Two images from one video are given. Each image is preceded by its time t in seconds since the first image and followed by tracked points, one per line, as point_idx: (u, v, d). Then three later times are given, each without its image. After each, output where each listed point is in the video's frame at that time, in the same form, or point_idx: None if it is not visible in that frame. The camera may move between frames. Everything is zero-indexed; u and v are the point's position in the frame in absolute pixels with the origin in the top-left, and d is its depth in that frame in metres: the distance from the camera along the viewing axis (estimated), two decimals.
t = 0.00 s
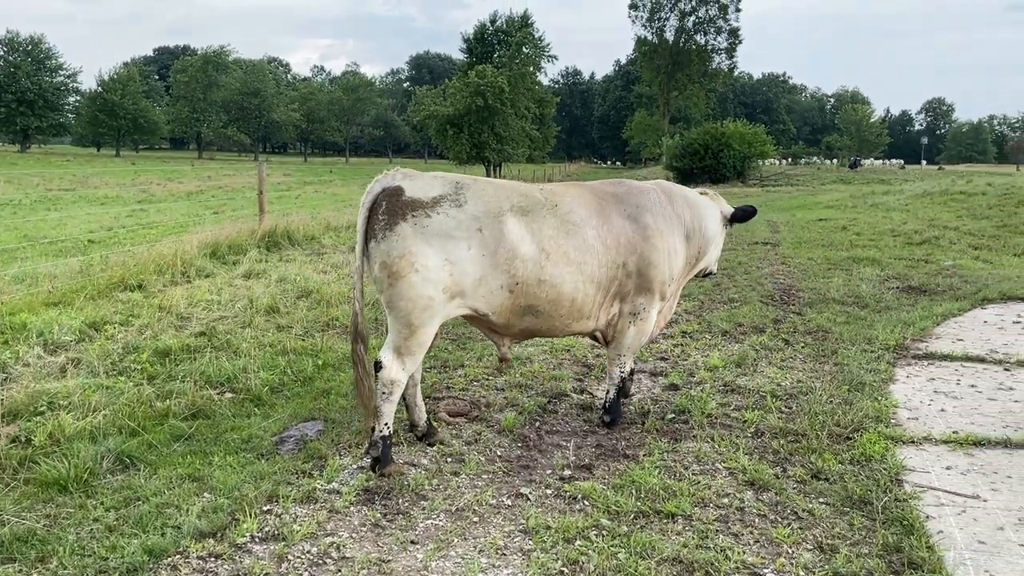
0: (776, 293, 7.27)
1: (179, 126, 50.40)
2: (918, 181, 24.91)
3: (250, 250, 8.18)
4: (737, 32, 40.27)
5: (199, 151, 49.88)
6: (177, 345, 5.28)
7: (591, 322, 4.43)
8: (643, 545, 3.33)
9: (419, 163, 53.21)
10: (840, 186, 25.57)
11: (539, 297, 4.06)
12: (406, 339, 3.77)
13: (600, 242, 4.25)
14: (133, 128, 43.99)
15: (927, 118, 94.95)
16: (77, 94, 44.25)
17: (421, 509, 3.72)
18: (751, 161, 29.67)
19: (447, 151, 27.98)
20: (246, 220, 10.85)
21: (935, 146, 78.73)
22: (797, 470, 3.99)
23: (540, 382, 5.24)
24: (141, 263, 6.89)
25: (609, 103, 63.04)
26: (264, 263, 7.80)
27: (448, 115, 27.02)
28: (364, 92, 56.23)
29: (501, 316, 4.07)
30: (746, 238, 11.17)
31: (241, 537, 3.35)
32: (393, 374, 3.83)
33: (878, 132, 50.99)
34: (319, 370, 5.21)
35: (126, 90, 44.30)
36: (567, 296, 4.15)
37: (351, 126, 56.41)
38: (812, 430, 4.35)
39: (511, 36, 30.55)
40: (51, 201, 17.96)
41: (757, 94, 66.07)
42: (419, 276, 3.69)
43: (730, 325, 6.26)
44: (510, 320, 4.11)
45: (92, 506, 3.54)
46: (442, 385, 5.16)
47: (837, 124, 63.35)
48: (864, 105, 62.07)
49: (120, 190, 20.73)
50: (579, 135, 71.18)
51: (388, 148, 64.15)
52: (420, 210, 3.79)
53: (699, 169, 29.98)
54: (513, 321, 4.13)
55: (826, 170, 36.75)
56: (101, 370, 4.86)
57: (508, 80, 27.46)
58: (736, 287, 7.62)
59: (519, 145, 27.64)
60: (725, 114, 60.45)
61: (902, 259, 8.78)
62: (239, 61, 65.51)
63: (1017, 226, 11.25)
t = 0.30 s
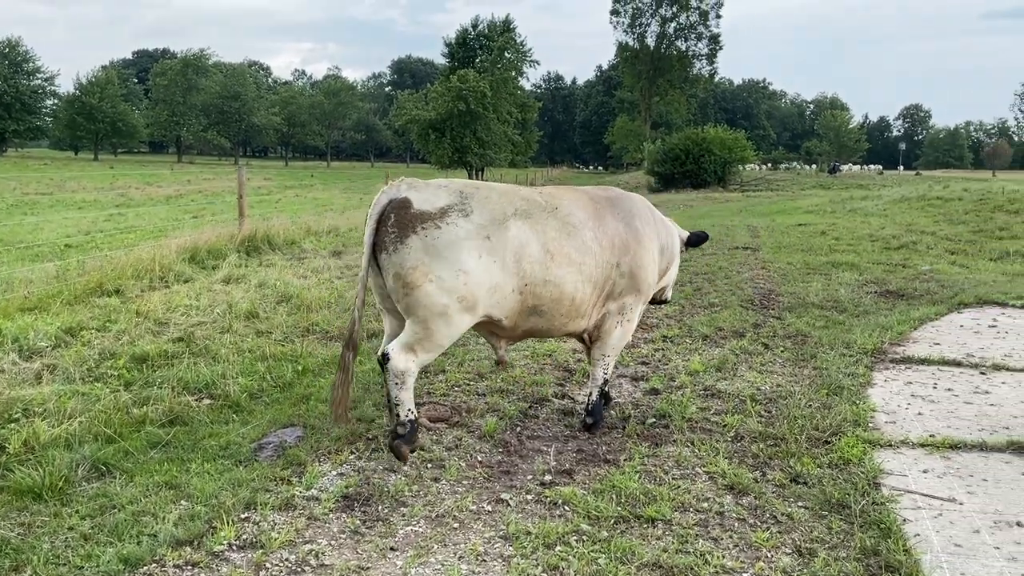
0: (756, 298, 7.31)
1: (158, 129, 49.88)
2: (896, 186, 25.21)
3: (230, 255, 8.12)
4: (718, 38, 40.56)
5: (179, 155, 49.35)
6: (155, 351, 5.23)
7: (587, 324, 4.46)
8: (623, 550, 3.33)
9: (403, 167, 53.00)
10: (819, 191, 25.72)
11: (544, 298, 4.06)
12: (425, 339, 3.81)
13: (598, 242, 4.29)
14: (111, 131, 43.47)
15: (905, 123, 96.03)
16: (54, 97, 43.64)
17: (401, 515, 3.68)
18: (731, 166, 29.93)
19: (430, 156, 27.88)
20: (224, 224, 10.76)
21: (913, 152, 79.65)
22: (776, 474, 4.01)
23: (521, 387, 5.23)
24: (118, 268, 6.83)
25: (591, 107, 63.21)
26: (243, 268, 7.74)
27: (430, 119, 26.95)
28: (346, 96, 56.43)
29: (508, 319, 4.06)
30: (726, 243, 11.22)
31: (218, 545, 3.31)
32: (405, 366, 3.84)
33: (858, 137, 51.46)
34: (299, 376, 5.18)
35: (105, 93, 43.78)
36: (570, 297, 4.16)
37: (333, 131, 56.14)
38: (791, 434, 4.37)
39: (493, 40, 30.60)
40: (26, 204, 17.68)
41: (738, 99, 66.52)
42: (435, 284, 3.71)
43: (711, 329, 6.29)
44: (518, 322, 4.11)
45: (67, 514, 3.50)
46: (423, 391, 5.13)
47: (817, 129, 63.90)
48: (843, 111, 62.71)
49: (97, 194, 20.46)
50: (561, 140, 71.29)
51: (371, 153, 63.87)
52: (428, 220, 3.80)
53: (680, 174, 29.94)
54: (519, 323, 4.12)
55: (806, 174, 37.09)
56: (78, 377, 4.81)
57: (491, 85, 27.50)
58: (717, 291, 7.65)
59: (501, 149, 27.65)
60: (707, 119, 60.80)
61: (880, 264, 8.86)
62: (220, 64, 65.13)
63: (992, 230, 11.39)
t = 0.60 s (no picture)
0: (738, 302, 7.34)
1: (138, 133, 49.35)
2: (876, 191, 25.44)
3: (211, 259, 8.07)
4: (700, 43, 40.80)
5: (160, 158, 48.83)
6: (134, 357, 5.19)
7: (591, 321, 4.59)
8: (605, 555, 3.32)
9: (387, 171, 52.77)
10: (800, 195, 25.92)
11: (566, 300, 4.18)
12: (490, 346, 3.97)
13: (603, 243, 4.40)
14: (91, 135, 42.96)
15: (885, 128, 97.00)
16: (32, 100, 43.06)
17: (383, 521, 3.65)
18: (713, 171, 30.06)
19: (413, 159, 27.78)
20: (204, 228, 10.69)
21: (894, 157, 80.39)
22: (758, 478, 4.02)
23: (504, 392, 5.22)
24: (97, 272, 6.76)
25: (575, 112, 63.39)
26: (224, 272, 7.69)
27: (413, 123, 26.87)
28: (328, 99, 57.26)
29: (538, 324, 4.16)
30: (707, 248, 11.25)
31: (197, 552, 3.27)
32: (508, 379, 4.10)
33: (839, 142, 51.88)
34: (281, 381, 5.14)
35: (84, 96, 43.27)
36: (585, 297, 4.28)
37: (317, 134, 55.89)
38: (772, 438, 4.39)
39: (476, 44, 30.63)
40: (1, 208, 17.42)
41: (720, 104, 66.85)
42: (486, 301, 3.79)
43: (693, 333, 6.31)
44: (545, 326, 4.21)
45: (44, 522, 3.45)
46: (405, 396, 5.10)
47: (798, 134, 64.37)
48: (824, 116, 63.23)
49: (75, 198, 20.21)
50: (544, 144, 71.42)
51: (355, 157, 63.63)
52: (468, 240, 3.77)
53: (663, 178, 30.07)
54: (546, 327, 4.23)
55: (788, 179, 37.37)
56: (55, 383, 4.75)
57: (474, 89, 27.57)
58: (699, 295, 7.68)
59: (484, 153, 27.67)
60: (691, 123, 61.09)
61: (861, 268, 8.92)
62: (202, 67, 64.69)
63: (970, 235, 11.51)
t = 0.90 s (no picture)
0: (723, 305, 7.37)
1: (122, 135, 48.91)
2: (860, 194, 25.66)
3: (195, 262, 8.02)
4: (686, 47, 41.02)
5: (144, 161, 48.41)
6: (117, 361, 5.15)
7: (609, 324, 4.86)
8: (592, 558, 3.32)
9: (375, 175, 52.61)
10: (786, 199, 26.06)
11: (596, 304, 4.44)
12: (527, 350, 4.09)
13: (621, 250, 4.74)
14: (74, 137, 42.51)
15: (869, 132, 97.70)
16: (13, 102, 42.56)
17: (368, 525, 3.63)
18: (700, 174, 30.20)
19: (399, 163, 27.71)
20: (187, 232, 10.61)
21: (878, 161, 81.03)
22: (743, 480, 4.03)
23: (491, 396, 5.21)
24: (80, 276, 6.70)
25: (562, 115, 63.52)
26: (209, 275, 7.65)
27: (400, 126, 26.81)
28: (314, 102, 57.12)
29: (571, 325, 4.39)
30: (693, 250, 11.30)
31: (181, 558, 3.25)
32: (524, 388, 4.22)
33: (823, 146, 52.25)
34: (265, 385, 5.12)
35: (67, 98, 42.83)
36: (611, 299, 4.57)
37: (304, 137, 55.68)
38: (757, 441, 4.40)
39: (463, 47, 30.65)
40: None
41: (706, 108, 67.17)
42: (532, 304, 3.99)
43: (679, 336, 6.33)
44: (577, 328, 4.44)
45: (25, 528, 3.42)
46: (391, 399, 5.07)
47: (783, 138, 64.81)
48: (809, 120, 63.70)
49: (57, 201, 19.99)
50: (531, 147, 71.51)
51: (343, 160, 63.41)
52: (522, 243, 4.00)
53: (650, 182, 30.18)
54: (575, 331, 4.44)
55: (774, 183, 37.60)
56: (37, 388, 4.70)
57: (460, 92, 27.59)
58: (685, 298, 7.70)
59: (471, 156, 27.68)
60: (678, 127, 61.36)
61: (845, 271, 8.98)
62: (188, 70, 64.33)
63: (952, 238, 11.61)
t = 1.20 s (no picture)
0: (713, 307, 7.39)
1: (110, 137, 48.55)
2: (849, 197, 25.80)
3: (184, 265, 7.99)
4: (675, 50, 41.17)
5: (132, 163, 48.06)
6: (105, 364, 5.12)
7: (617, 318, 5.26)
8: (581, 561, 3.32)
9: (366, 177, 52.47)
10: (775, 201, 26.17)
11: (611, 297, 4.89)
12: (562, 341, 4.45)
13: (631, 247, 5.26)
14: (62, 139, 42.17)
15: (857, 135, 98.24)
16: None
17: (358, 529, 3.62)
18: (689, 177, 30.30)
19: (389, 165, 27.63)
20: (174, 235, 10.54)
21: (866, 164, 81.52)
22: (732, 482, 4.04)
23: (482, 398, 5.21)
24: (67, 279, 6.66)
25: (552, 118, 63.61)
26: (197, 278, 7.62)
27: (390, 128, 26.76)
28: (303, 104, 56.87)
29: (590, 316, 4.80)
30: (682, 253, 11.32)
31: (169, 562, 3.23)
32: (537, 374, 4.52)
33: (812, 149, 52.54)
34: (254, 388, 5.09)
35: (54, 100, 42.47)
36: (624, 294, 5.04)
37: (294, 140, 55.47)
38: (747, 443, 4.42)
39: (453, 50, 30.67)
40: None
41: (695, 111, 67.42)
42: (564, 293, 4.41)
43: (669, 338, 6.34)
44: (596, 318, 4.87)
45: (10, 533, 3.39)
46: (380, 402, 5.05)
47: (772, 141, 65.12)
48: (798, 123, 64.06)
49: (42, 204, 19.80)
50: (521, 150, 71.54)
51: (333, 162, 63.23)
52: (560, 234, 4.44)
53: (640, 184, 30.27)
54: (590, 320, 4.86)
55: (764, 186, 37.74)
56: (23, 392, 4.66)
57: (450, 94, 27.60)
58: (675, 301, 7.72)
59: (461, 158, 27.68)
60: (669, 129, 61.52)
61: (833, 274, 9.04)
62: (176, 72, 64.06)
63: (939, 241, 11.69)
